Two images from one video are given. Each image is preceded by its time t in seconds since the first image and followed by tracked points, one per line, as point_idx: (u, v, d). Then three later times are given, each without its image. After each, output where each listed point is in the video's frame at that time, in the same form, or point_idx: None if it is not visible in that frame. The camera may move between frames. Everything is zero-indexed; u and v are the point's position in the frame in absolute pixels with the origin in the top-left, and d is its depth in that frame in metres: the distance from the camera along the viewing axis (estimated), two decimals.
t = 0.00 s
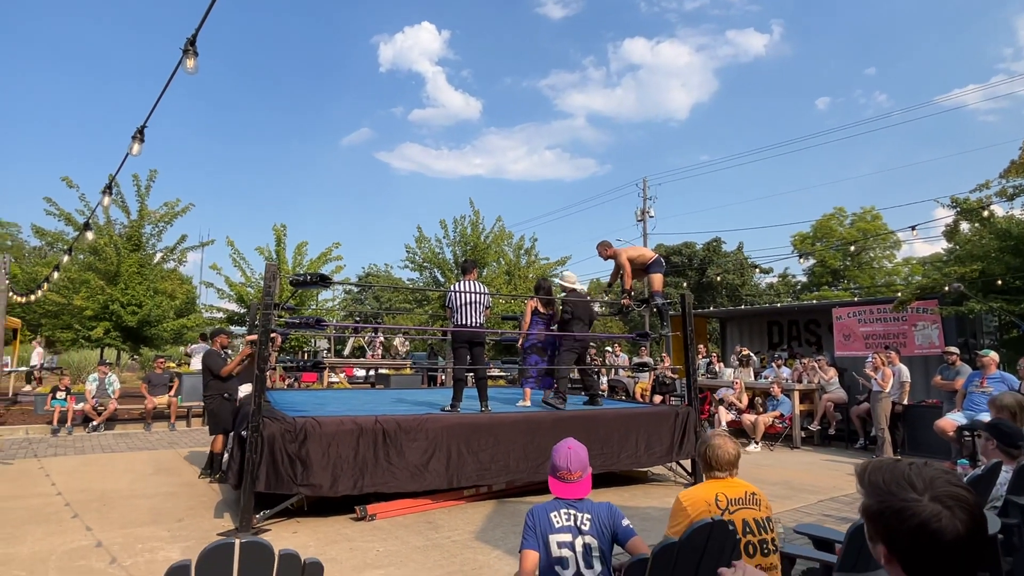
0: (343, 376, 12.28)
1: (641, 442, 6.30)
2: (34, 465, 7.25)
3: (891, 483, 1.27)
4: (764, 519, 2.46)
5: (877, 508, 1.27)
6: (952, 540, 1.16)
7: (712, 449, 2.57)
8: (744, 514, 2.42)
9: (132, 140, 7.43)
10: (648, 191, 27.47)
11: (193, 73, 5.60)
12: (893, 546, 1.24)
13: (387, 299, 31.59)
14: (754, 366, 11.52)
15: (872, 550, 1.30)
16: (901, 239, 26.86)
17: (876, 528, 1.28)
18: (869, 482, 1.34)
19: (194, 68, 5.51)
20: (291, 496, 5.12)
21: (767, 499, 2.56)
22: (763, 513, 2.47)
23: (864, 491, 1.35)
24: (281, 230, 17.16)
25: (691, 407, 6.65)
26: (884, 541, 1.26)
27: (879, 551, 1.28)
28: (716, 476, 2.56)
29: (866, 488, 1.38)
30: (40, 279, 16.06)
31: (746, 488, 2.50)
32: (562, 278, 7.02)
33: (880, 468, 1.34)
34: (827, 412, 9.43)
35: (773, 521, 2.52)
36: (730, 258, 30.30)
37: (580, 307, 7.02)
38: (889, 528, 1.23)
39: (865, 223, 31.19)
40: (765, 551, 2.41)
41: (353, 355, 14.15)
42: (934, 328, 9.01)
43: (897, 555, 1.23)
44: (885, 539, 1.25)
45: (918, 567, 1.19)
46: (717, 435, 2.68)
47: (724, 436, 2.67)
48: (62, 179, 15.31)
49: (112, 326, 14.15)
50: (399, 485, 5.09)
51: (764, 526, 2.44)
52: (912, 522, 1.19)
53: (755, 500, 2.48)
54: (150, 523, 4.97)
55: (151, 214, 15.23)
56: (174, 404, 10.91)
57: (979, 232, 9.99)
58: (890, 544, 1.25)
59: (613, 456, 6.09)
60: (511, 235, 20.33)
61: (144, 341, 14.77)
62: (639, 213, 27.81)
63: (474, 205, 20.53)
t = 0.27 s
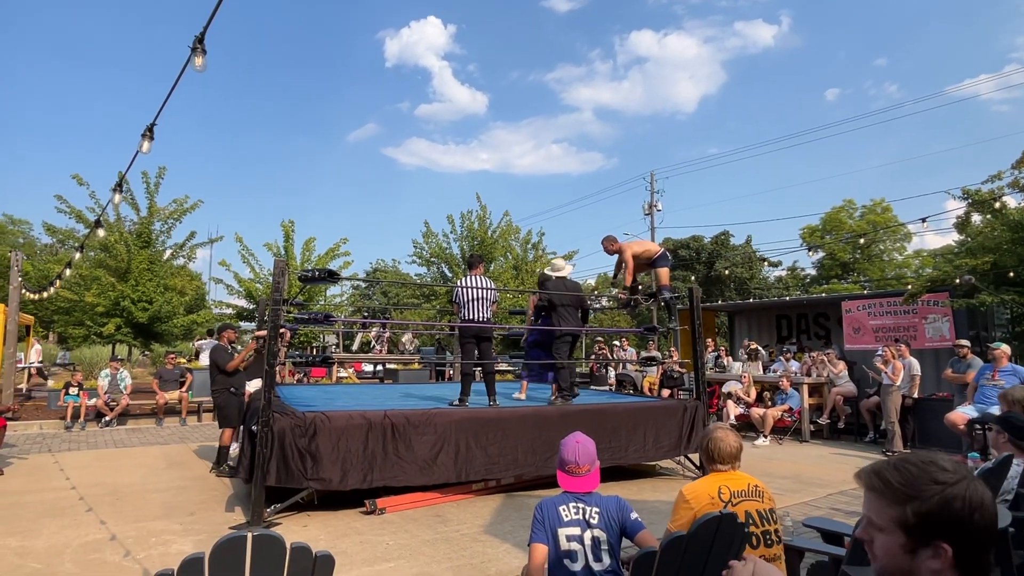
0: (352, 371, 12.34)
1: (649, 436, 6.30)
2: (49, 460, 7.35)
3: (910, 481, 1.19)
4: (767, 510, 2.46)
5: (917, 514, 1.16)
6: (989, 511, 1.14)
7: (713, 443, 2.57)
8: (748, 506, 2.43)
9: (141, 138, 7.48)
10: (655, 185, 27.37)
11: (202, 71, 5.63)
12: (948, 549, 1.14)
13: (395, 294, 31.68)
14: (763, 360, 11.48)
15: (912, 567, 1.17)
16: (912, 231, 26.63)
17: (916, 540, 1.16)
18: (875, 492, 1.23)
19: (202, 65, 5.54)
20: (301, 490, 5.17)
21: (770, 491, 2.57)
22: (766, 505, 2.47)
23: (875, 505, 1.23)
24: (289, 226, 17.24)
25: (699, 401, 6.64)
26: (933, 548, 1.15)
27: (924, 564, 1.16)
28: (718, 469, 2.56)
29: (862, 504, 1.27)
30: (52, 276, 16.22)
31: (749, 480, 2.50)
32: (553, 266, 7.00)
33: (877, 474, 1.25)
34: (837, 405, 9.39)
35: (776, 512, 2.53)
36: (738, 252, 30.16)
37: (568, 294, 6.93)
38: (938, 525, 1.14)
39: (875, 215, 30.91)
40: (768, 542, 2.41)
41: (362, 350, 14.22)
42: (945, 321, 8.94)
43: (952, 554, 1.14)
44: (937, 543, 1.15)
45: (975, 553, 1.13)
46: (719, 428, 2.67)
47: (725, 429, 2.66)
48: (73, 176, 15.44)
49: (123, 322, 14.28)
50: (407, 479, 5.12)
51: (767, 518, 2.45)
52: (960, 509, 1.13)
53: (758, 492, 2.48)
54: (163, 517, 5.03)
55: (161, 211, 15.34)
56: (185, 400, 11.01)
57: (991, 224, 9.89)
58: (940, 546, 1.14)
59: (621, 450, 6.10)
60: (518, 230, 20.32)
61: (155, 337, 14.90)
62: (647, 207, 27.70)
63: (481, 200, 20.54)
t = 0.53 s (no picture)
0: (360, 366, 12.39)
1: (656, 431, 6.29)
2: (61, 455, 7.44)
3: (926, 484, 1.16)
4: (771, 504, 2.46)
5: (942, 518, 1.13)
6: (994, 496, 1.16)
7: (717, 437, 2.57)
8: (753, 500, 2.42)
9: (149, 136, 7.51)
10: (662, 179, 27.25)
11: (209, 68, 5.64)
12: (972, 548, 1.13)
13: (402, 290, 31.74)
14: (771, 355, 11.43)
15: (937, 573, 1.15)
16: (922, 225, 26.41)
17: (940, 545, 1.14)
18: (890, 502, 1.19)
19: (210, 63, 5.55)
20: (309, 485, 5.20)
21: (774, 484, 2.57)
22: (770, 498, 2.47)
23: (894, 514, 1.18)
24: (296, 223, 17.30)
25: (707, 396, 6.63)
26: (958, 550, 1.13)
27: (948, 567, 1.14)
28: (723, 464, 2.56)
29: (874, 514, 1.23)
30: (63, 273, 16.35)
31: (753, 475, 2.50)
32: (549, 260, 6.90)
33: (888, 482, 1.21)
34: (845, 400, 9.34)
35: (780, 506, 2.53)
36: (746, 246, 30.02)
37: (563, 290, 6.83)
38: (964, 525, 1.13)
39: (884, 208, 30.65)
40: (774, 536, 2.41)
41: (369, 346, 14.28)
42: (955, 315, 8.90)
43: (976, 551, 1.13)
44: (962, 544, 1.13)
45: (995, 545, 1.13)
46: (721, 423, 2.67)
47: (727, 424, 2.65)
48: (83, 174, 15.54)
49: (133, 318, 14.39)
50: (415, 474, 5.15)
51: (772, 511, 2.45)
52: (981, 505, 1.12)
53: (762, 486, 2.48)
54: (174, 511, 5.08)
55: (169, 208, 15.41)
56: (195, 395, 11.10)
57: (1002, 217, 9.79)
58: (965, 546, 1.13)
59: (628, 445, 6.10)
60: (524, 225, 20.29)
61: (164, 333, 15.02)
62: (654, 201, 27.58)
63: (487, 196, 20.53)
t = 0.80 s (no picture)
0: (367, 362, 12.44)
1: (663, 426, 6.29)
2: (72, 450, 7.51)
3: (931, 481, 1.15)
4: (779, 499, 2.45)
5: (948, 515, 1.12)
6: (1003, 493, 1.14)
7: (722, 433, 2.56)
8: (759, 496, 2.42)
9: (156, 133, 7.54)
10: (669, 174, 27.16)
11: (215, 65, 5.65)
12: (978, 545, 1.12)
13: (409, 286, 31.80)
14: (778, 350, 11.39)
15: (942, 570, 1.14)
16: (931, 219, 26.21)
17: (944, 542, 1.13)
18: (896, 497, 1.18)
19: (215, 60, 5.56)
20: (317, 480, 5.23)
21: (781, 480, 2.56)
22: (778, 494, 2.47)
23: (899, 511, 1.18)
24: (303, 219, 17.36)
25: (714, 391, 6.62)
26: (963, 547, 1.12)
27: (954, 564, 1.13)
28: (729, 459, 2.55)
29: (879, 511, 1.22)
30: (72, 270, 16.47)
31: (760, 470, 2.49)
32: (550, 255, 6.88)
33: (892, 478, 1.20)
34: (853, 395, 9.30)
35: (788, 502, 2.52)
36: (753, 241, 29.89)
37: (559, 286, 6.82)
38: (969, 521, 1.12)
39: (893, 202, 30.41)
40: (781, 531, 2.41)
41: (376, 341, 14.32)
42: (965, 309, 8.84)
43: (982, 548, 1.12)
44: (967, 541, 1.12)
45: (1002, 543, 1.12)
46: (727, 418, 2.66)
47: (734, 418, 2.65)
48: (91, 171, 15.64)
49: (142, 315, 14.48)
50: (422, 469, 5.17)
51: (778, 506, 2.44)
52: (988, 502, 1.11)
53: (769, 481, 2.48)
54: (183, 506, 5.12)
55: (176, 205, 15.48)
56: (203, 391, 11.17)
57: (1013, 210, 9.69)
58: (971, 543, 1.12)
59: (634, 441, 6.10)
60: (530, 220, 20.27)
61: (173, 329, 15.11)
62: (660, 195, 27.49)
63: (493, 191, 20.52)
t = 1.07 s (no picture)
0: (373, 358, 12.49)
1: (669, 422, 6.28)
2: (81, 446, 7.57)
3: (936, 477, 1.14)
4: (785, 494, 2.45)
5: (952, 510, 1.11)
6: (1011, 489, 1.13)
7: (729, 428, 2.55)
8: (766, 491, 2.41)
9: (162, 129, 7.57)
10: (674, 168, 27.05)
11: (220, 61, 5.66)
12: (984, 540, 1.11)
13: (415, 282, 31.85)
14: (784, 346, 11.36)
15: (947, 565, 1.13)
16: (939, 213, 26.00)
17: (950, 537, 1.12)
18: (900, 494, 1.18)
19: (220, 56, 5.57)
20: (324, 476, 5.26)
21: (788, 475, 2.55)
22: (784, 489, 2.46)
23: (903, 507, 1.17)
24: (309, 216, 17.42)
25: (720, 387, 6.60)
26: (969, 542, 1.12)
27: (960, 560, 1.12)
28: (735, 454, 2.55)
29: (883, 507, 1.21)
30: (80, 267, 16.58)
31: (767, 465, 2.49)
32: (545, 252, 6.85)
33: (896, 474, 1.19)
34: (860, 390, 9.26)
35: (794, 497, 2.51)
36: (759, 236, 29.76)
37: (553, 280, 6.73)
38: (974, 516, 1.11)
39: (901, 196, 30.20)
40: (787, 526, 2.40)
41: (382, 337, 14.37)
42: (973, 304, 8.78)
43: (988, 544, 1.11)
44: (973, 537, 1.11)
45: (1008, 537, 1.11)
46: (735, 413, 2.65)
47: (742, 414, 2.64)
48: (98, 169, 15.72)
49: (150, 311, 14.56)
50: (428, 465, 5.18)
51: (785, 501, 2.44)
52: (993, 497, 1.10)
53: (776, 476, 2.47)
54: (191, 501, 5.16)
55: (183, 202, 15.54)
56: (211, 387, 11.24)
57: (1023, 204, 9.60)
58: (976, 538, 1.11)
59: (640, 436, 6.09)
60: (536, 216, 20.24)
61: (180, 326, 15.19)
62: (666, 190, 27.40)
63: (498, 187, 20.50)
